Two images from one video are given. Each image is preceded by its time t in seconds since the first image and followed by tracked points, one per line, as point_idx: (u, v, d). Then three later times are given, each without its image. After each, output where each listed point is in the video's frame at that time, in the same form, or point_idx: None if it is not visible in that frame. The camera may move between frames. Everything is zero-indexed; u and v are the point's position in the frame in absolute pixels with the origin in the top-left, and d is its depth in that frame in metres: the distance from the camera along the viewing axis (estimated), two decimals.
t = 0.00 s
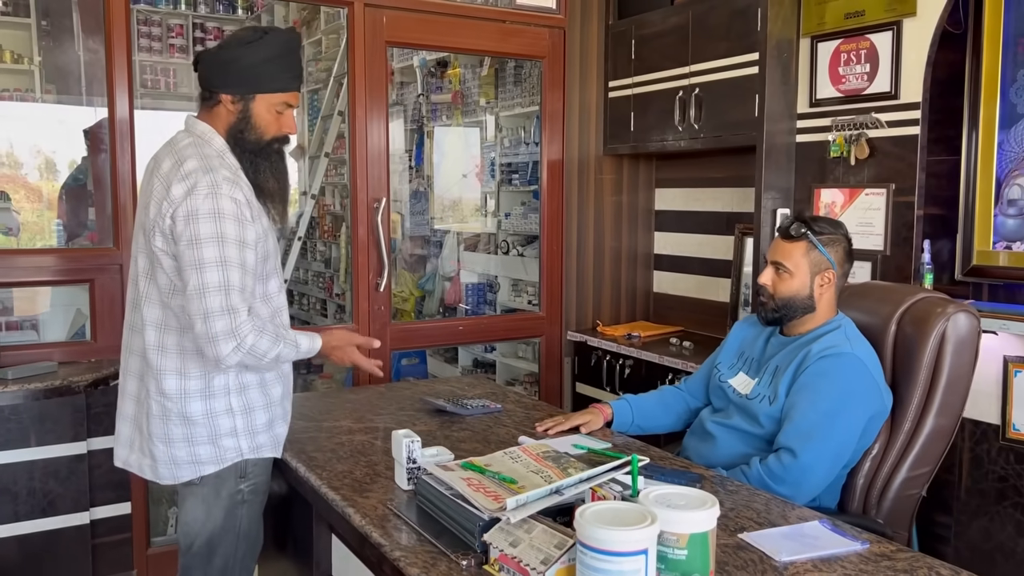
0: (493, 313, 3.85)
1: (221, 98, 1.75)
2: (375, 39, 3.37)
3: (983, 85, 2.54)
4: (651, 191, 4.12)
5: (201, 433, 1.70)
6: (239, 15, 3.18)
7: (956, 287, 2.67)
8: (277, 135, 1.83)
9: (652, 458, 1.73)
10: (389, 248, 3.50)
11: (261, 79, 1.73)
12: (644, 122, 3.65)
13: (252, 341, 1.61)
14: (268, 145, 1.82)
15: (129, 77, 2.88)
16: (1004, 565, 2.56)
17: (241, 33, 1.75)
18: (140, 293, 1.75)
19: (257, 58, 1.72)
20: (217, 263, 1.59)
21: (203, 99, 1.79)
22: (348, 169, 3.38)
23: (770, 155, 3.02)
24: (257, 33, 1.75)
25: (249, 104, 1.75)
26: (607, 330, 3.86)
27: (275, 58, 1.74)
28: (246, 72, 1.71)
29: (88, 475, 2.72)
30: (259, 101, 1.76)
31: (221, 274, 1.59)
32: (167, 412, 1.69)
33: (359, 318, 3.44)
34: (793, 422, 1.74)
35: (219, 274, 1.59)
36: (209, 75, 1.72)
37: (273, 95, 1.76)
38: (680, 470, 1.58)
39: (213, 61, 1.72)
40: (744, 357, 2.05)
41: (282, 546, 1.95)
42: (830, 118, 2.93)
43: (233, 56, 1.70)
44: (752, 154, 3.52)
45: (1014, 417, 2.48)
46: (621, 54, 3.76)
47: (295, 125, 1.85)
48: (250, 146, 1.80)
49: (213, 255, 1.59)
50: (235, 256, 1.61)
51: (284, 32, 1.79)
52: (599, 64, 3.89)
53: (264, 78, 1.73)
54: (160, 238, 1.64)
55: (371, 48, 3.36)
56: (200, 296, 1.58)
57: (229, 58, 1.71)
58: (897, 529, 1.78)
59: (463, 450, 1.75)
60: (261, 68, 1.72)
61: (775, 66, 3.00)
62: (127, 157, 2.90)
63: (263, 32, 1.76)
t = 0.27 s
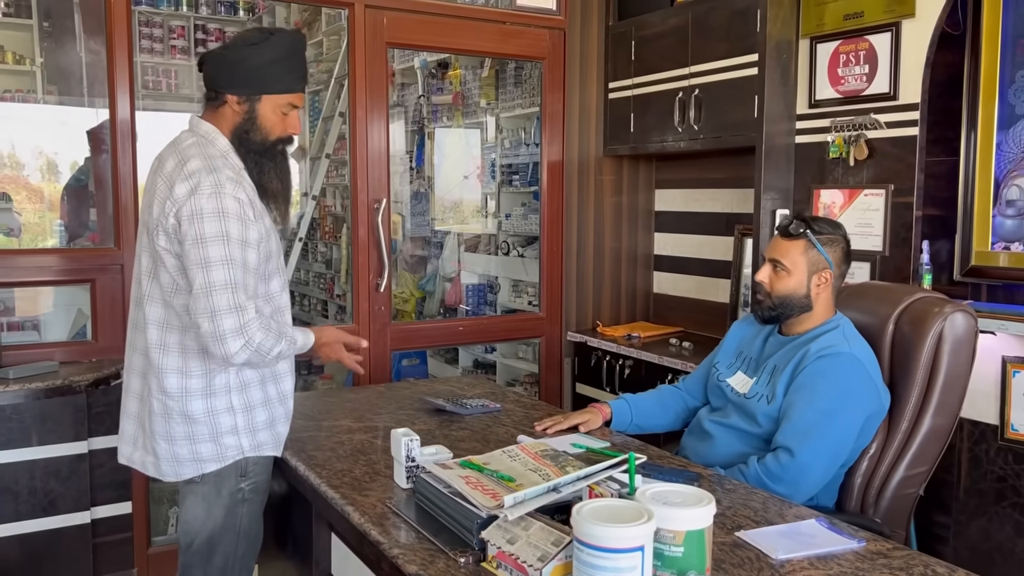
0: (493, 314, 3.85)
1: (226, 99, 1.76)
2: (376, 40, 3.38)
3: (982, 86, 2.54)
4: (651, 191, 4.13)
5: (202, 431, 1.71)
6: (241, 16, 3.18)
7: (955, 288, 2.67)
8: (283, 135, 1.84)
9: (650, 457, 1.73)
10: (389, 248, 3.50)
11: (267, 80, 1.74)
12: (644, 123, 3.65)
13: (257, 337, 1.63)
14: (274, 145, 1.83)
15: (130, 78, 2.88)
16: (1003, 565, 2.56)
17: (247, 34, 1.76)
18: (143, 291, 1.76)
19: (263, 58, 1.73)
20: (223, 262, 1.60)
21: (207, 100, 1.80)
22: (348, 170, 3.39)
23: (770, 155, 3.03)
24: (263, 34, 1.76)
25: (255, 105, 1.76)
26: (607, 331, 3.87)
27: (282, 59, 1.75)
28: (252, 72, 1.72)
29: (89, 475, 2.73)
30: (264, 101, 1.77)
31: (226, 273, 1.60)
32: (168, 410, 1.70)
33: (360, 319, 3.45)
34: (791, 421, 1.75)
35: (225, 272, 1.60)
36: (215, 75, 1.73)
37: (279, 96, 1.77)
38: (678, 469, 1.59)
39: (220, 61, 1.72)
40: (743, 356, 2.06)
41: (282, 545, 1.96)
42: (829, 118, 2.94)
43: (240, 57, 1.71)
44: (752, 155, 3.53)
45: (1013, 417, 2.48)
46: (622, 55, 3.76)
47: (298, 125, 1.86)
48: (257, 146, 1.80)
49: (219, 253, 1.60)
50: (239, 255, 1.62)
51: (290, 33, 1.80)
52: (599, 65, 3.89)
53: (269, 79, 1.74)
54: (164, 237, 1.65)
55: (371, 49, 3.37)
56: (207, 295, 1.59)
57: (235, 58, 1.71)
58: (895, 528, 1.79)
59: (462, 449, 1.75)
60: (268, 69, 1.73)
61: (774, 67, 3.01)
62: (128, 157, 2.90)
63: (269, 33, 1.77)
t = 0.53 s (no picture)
0: (493, 315, 3.86)
1: (227, 101, 1.77)
2: (375, 42, 3.39)
3: (979, 88, 2.55)
4: (650, 193, 4.14)
5: (202, 432, 1.72)
6: (241, 19, 3.19)
7: (952, 289, 2.69)
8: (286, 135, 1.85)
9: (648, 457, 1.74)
10: (389, 249, 3.51)
11: (268, 80, 1.75)
12: (643, 125, 3.67)
13: (255, 339, 1.63)
14: (277, 145, 1.84)
15: (131, 81, 2.90)
16: (1000, 566, 2.57)
17: (246, 36, 1.77)
18: (145, 292, 1.78)
19: (263, 59, 1.74)
20: (222, 263, 1.62)
21: (210, 102, 1.81)
22: (348, 172, 3.40)
23: (768, 157, 3.04)
24: (262, 35, 1.78)
25: (257, 105, 1.77)
26: (606, 332, 3.88)
27: (281, 59, 1.77)
28: (252, 74, 1.73)
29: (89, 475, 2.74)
30: (266, 102, 1.78)
31: (226, 274, 1.61)
32: (168, 411, 1.71)
33: (359, 321, 3.46)
34: (788, 422, 1.76)
35: (224, 273, 1.61)
36: (216, 78, 1.75)
37: (279, 96, 1.79)
38: (675, 469, 1.60)
39: (219, 64, 1.74)
40: (740, 357, 2.07)
41: (282, 545, 1.97)
42: (827, 120, 2.95)
43: (239, 58, 1.72)
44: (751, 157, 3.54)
45: (1010, 418, 2.50)
46: (621, 57, 3.78)
47: (300, 125, 1.87)
48: (260, 147, 1.82)
49: (218, 254, 1.62)
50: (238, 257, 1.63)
51: (287, 33, 1.81)
52: (598, 67, 3.91)
53: (270, 79, 1.75)
54: (165, 238, 1.66)
55: (371, 51, 3.38)
56: (205, 295, 1.60)
57: (234, 60, 1.73)
58: (891, 528, 1.80)
59: (461, 450, 1.76)
60: (267, 69, 1.75)
61: (772, 69, 3.02)
62: (129, 159, 2.92)
63: (267, 34, 1.78)
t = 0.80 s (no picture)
0: (493, 316, 3.88)
1: (230, 105, 1.79)
2: (375, 45, 3.41)
3: (975, 90, 2.57)
4: (649, 195, 4.16)
5: (207, 433, 1.73)
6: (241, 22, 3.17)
7: (950, 290, 2.70)
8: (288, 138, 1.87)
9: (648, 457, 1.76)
10: (389, 251, 3.53)
11: (271, 86, 1.77)
12: (642, 127, 3.68)
13: (258, 340, 1.65)
14: (279, 149, 1.86)
15: (133, 83, 2.92)
16: (998, 565, 2.59)
17: (249, 40, 1.78)
18: (150, 293, 1.79)
19: (266, 64, 1.76)
20: (225, 264, 1.63)
21: (213, 105, 1.82)
22: (349, 174, 3.42)
23: (766, 159, 3.05)
24: (265, 40, 1.79)
25: (260, 110, 1.79)
26: (606, 333, 3.89)
27: (284, 64, 1.78)
28: (256, 79, 1.75)
29: (92, 475, 2.76)
30: (269, 107, 1.80)
31: (229, 275, 1.63)
32: (173, 411, 1.72)
33: (360, 322, 3.48)
34: (787, 421, 1.78)
35: (227, 275, 1.63)
36: (219, 83, 1.76)
37: (282, 100, 1.80)
38: (675, 469, 1.61)
39: (223, 68, 1.75)
40: (739, 358, 2.08)
41: (285, 544, 1.99)
42: (825, 122, 2.97)
43: (242, 63, 1.74)
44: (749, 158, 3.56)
45: (1007, 418, 2.51)
46: (620, 59, 3.79)
47: (303, 128, 1.88)
48: (263, 150, 1.83)
49: (222, 256, 1.63)
50: (241, 258, 1.65)
51: (291, 38, 1.82)
52: (598, 69, 3.93)
53: (273, 85, 1.77)
54: (171, 240, 1.68)
55: (371, 54, 3.40)
56: (208, 296, 1.61)
57: (238, 65, 1.74)
58: (889, 527, 1.81)
59: (462, 450, 1.78)
60: (270, 74, 1.76)
61: (771, 71, 3.04)
62: (131, 162, 2.94)
63: (270, 39, 1.79)
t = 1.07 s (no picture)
0: (493, 317, 3.90)
1: (234, 110, 1.80)
2: (375, 47, 3.43)
3: (972, 91, 2.59)
4: (648, 196, 4.17)
5: (210, 433, 1.75)
6: (240, 23, 3.21)
7: (947, 290, 2.72)
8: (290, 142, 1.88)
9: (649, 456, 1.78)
10: (390, 252, 3.54)
11: (276, 93, 1.78)
12: (641, 129, 3.71)
13: (257, 342, 1.66)
14: (281, 154, 1.88)
15: (134, 86, 2.94)
16: (995, 563, 2.60)
17: (254, 46, 1.80)
18: (153, 294, 1.81)
19: (271, 71, 1.77)
20: (221, 268, 1.64)
21: (216, 109, 1.84)
22: (349, 175, 3.44)
23: (765, 160, 3.07)
24: (270, 47, 1.80)
25: (263, 116, 1.80)
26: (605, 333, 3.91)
27: (289, 71, 1.79)
28: (261, 86, 1.77)
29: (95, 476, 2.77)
30: (272, 113, 1.81)
31: (224, 278, 1.64)
32: (176, 412, 1.74)
33: (361, 323, 3.50)
34: (785, 420, 1.80)
35: (227, 277, 1.64)
36: (224, 88, 1.78)
37: (286, 108, 1.81)
38: (675, 467, 1.63)
39: (228, 74, 1.77)
40: (738, 357, 2.10)
41: (288, 543, 2.00)
42: (823, 123, 2.99)
43: (248, 70, 1.75)
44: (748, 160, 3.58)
45: (1004, 417, 2.53)
46: (619, 61, 3.81)
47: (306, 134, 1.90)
48: (264, 155, 1.85)
49: (221, 259, 1.64)
50: (241, 260, 1.66)
51: (296, 45, 1.84)
52: (597, 71, 3.95)
53: (278, 92, 1.78)
54: (173, 242, 1.69)
55: (371, 56, 3.42)
56: (205, 297, 1.63)
57: (243, 72, 1.76)
58: (887, 524, 1.83)
59: (464, 449, 1.80)
60: (275, 82, 1.78)
61: (769, 73, 3.06)
62: (133, 164, 2.95)
63: (276, 47, 1.81)
